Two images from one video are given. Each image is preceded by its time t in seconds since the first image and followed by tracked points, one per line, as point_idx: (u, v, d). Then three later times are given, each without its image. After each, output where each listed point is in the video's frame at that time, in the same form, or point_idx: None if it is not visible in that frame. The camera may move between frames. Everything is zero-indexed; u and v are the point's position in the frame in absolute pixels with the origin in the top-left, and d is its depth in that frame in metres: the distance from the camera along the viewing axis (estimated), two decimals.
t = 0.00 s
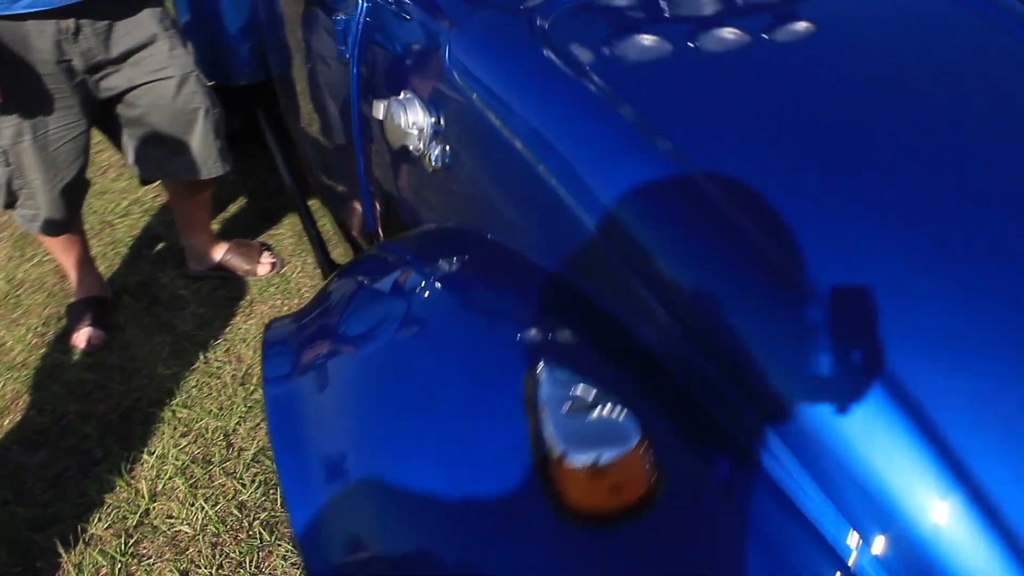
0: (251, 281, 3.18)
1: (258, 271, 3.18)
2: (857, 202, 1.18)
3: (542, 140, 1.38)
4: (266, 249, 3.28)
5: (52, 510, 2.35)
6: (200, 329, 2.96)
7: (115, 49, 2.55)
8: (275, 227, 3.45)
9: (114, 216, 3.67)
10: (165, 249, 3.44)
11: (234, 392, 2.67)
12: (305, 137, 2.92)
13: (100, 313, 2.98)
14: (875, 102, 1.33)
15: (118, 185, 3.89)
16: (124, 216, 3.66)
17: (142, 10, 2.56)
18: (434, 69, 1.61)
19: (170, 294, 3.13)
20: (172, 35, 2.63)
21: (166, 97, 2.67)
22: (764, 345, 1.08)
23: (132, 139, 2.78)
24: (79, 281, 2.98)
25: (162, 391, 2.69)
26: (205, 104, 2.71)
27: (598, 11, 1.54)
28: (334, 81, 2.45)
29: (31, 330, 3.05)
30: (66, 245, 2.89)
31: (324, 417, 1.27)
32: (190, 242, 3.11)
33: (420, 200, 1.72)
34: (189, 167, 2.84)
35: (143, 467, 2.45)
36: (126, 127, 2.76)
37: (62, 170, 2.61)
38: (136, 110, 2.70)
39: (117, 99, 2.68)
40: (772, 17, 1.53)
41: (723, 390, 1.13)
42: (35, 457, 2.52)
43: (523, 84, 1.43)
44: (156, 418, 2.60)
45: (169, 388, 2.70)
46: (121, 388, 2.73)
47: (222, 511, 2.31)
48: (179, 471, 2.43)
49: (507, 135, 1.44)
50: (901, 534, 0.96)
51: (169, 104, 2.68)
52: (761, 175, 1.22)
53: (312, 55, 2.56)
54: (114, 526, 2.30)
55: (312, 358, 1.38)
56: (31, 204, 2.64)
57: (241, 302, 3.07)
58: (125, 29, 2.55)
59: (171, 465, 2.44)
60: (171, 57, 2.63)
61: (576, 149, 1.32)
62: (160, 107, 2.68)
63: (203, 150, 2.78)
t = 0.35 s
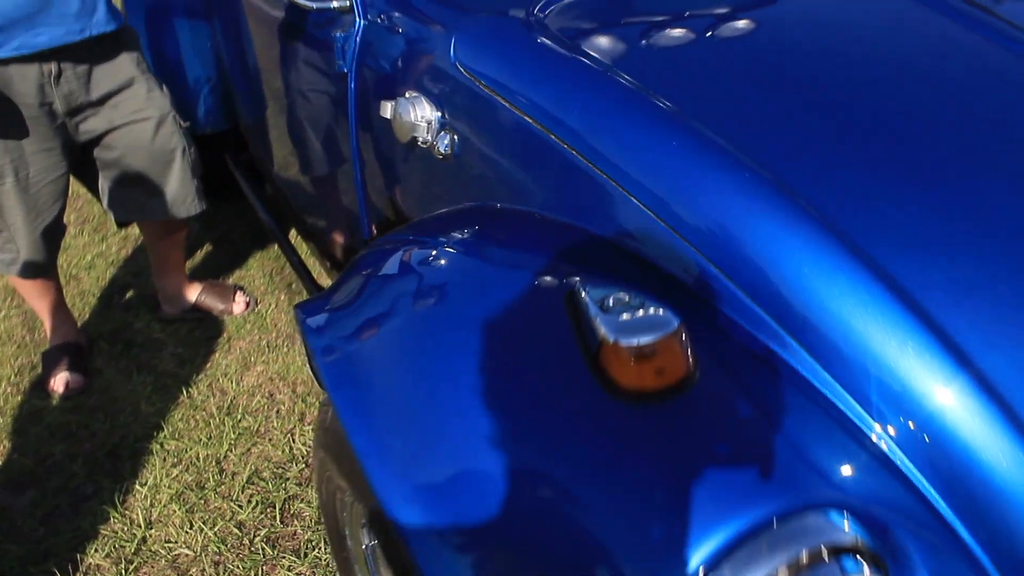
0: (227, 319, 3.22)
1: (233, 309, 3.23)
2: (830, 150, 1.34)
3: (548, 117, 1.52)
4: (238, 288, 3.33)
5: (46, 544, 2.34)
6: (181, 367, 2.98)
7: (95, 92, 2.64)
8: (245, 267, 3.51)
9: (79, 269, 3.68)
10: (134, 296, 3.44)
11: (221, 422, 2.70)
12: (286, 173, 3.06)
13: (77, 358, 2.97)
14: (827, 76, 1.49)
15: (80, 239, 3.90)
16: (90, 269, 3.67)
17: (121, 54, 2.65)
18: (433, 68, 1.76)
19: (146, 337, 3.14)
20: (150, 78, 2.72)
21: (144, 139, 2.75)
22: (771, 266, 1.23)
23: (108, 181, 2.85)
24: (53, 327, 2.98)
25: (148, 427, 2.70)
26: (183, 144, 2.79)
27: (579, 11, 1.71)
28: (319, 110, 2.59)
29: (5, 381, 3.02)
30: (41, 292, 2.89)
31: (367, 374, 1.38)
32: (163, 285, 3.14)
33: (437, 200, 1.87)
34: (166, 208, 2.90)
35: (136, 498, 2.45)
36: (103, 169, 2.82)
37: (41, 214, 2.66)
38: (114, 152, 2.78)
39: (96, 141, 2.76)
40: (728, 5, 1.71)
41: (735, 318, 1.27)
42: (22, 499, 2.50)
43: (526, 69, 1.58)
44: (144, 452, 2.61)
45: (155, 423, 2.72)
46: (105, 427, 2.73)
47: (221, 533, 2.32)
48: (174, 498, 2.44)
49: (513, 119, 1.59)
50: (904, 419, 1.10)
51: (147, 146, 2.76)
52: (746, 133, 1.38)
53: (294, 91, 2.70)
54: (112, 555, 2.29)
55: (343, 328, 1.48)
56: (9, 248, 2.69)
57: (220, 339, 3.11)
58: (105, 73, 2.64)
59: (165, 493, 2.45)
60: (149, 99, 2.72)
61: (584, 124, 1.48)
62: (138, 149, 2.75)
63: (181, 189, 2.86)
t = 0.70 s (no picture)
0: (241, 383, 3.39)
1: (246, 373, 3.41)
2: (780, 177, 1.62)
3: (547, 154, 1.80)
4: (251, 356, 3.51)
5: None
6: (198, 425, 3.14)
7: (130, 167, 2.93)
8: (255, 337, 3.71)
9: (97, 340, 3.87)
10: (150, 364, 3.60)
11: (238, 471, 2.85)
12: (303, 241, 3.33)
13: (98, 418, 3.14)
14: (777, 126, 1.77)
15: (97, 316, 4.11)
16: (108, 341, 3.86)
17: (154, 134, 2.96)
18: (444, 127, 2.06)
19: (163, 400, 3.30)
20: (179, 156, 3.03)
21: (173, 211, 3.03)
22: (740, 262, 1.49)
23: (136, 251, 3.09)
24: (77, 388, 3.16)
25: (169, 476, 2.87)
26: (207, 215, 3.09)
27: (569, 76, 2.02)
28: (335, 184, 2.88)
29: (28, 441, 3.16)
30: (67, 353, 3.10)
31: (398, 355, 1.55)
32: (180, 350, 3.34)
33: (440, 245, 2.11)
34: (187, 275, 3.15)
35: (159, 539, 2.59)
36: (132, 239, 3.07)
37: (77, 277, 2.91)
38: (144, 224, 3.04)
39: (128, 213, 3.03)
40: (695, 69, 2.03)
41: (709, 310, 1.52)
42: (48, 544, 2.63)
43: (528, 119, 1.86)
44: (166, 499, 2.76)
45: (175, 474, 2.87)
46: (127, 479, 2.87)
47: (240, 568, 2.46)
48: (195, 538, 2.58)
49: (516, 162, 1.87)
50: (852, 377, 1.39)
51: (176, 217, 3.04)
52: (712, 163, 1.65)
53: (312, 168, 3.00)
54: None
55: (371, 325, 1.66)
56: (45, 310, 2.91)
57: (234, 400, 3.28)
58: (141, 151, 2.95)
59: (187, 534, 2.59)
60: (178, 174, 3.02)
61: (580, 158, 1.75)
62: (168, 221, 3.03)
63: (204, 257, 3.12)
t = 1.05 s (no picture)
0: (237, 471, 3.53)
1: (243, 462, 3.54)
2: (726, 253, 1.86)
3: (518, 236, 2.07)
4: (248, 446, 3.66)
5: None
6: (196, 508, 3.29)
7: (143, 264, 3.18)
8: (251, 428, 3.84)
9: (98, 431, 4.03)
10: (149, 454, 3.72)
11: (235, 549, 2.98)
12: (299, 333, 3.57)
13: (100, 502, 3.28)
14: (724, 214, 2.03)
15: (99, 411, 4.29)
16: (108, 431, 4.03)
17: (167, 235, 3.23)
18: (433, 220, 2.34)
19: (163, 486, 3.44)
20: (189, 256, 3.28)
21: (181, 307, 3.26)
22: (692, 323, 1.74)
23: (145, 343, 3.31)
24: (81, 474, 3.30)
25: (168, 555, 3.01)
26: (212, 311, 3.31)
27: (542, 172, 2.32)
28: (333, 281, 3.13)
29: (30, 526, 3.29)
30: (73, 442, 3.26)
31: (398, 410, 1.70)
32: (181, 438, 3.51)
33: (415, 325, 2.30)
34: (192, 366, 3.35)
35: None
36: (141, 332, 3.30)
37: (89, 365, 3.12)
38: (153, 316, 3.26)
39: (140, 308, 3.25)
40: (653, 165, 2.34)
41: (665, 364, 1.73)
42: None
43: (510, 210, 2.14)
44: None
45: (173, 553, 3.00)
46: (127, 559, 3.01)
47: None
48: None
49: (496, 247, 2.11)
50: (790, 419, 1.62)
51: (184, 312, 3.26)
52: (667, 243, 1.91)
53: (311, 267, 3.27)
54: None
55: (375, 382, 1.82)
56: (56, 395, 3.11)
57: (231, 486, 3.41)
58: (154, 250, 3.21)
59: None
60: (187, 272, 3.27)
61: (550, 241, 2.01)
62: (176, 315, 3.25)
63: (207, 349, 3.32)
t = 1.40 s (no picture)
0: (232, 500, 3.78)
1: (237, 491, 3.80)
2: (676, 274, 2.19)
3: (501, 263, 2.39)
4: (240, 477, 3.92)
5: None
6: (192, 534, 3.52)
7: (149, 304, 3.43)
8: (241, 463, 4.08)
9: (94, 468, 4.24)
10: (146, 488, 3.95)
11: (233, 567, 3.20)
12: (291, 369, 3.83)
13: (101, 529, 3.48)
14: (672, 242, 2.35)
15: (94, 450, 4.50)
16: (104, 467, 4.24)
17: (172, 278, 3.49)
18: (424, 256, 2.66)
19: (161, 515, 3.67)
20: (191, 298, 3.55)
21: (183, 343, 3.51)
22: (650, 330, 2.03)
23: (148, 378, 3.55)
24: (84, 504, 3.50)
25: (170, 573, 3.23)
26: (211, 347, 3.56)
27: (520, 213, 2.65)
28: (325, 320, 3.43)
29: (34, 554, 3.48)
30: (76, 472, 3.46)
31: (404, 406, 1.98)
32: (178, 470, 3.72)
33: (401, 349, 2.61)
34: (192, 400, 3.59)
35: None
36: (145, 368, 3.54)
37: (96, 399, 3.34)
38: (157, 353, 3.51)
39: (146, 346, 3.50)
40: (617, 206, 2.67)
41: (629, 365, 2.02)
42: None
43: (491, 244, 2.46)
44: None
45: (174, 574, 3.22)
46: None
47: None
48: None
49: (480, 276, 2.44)
50: (734, 409, 1.89)
51: (186, 349, 3.51)
52: (626, 265, 2.23)
53: (304, 307, 3.56)
54: None
55: (386, 382, 2.10)
56: (65, 427, 3.31)
57: (226, 513, 3.66)
58: (161, 292, 3.46)
59: None
60: (190, 313, 3.53)
61: (527, 267, 2.33)
62: (178, 352, 3.50)
63: (207, 384, 3.57)
